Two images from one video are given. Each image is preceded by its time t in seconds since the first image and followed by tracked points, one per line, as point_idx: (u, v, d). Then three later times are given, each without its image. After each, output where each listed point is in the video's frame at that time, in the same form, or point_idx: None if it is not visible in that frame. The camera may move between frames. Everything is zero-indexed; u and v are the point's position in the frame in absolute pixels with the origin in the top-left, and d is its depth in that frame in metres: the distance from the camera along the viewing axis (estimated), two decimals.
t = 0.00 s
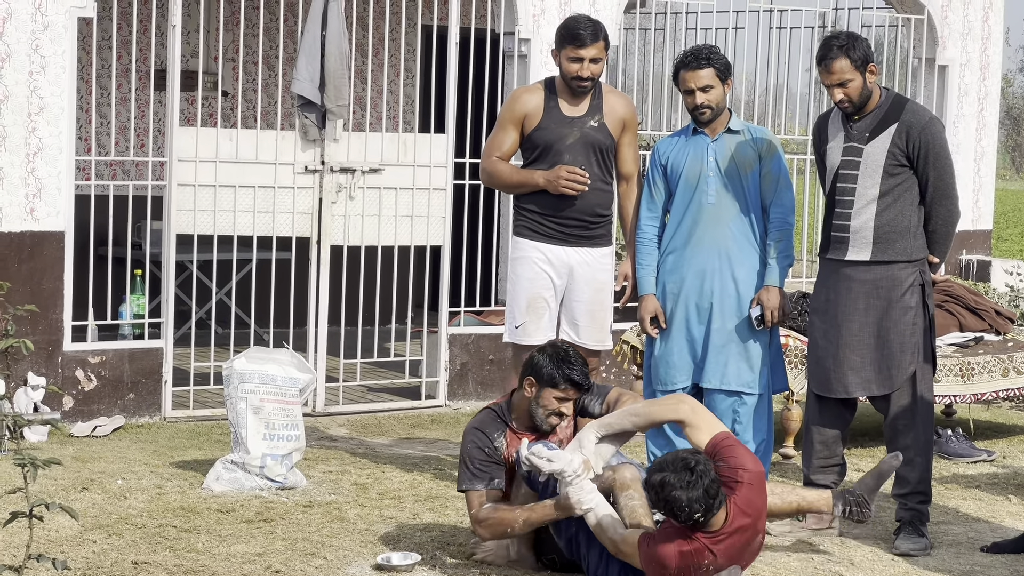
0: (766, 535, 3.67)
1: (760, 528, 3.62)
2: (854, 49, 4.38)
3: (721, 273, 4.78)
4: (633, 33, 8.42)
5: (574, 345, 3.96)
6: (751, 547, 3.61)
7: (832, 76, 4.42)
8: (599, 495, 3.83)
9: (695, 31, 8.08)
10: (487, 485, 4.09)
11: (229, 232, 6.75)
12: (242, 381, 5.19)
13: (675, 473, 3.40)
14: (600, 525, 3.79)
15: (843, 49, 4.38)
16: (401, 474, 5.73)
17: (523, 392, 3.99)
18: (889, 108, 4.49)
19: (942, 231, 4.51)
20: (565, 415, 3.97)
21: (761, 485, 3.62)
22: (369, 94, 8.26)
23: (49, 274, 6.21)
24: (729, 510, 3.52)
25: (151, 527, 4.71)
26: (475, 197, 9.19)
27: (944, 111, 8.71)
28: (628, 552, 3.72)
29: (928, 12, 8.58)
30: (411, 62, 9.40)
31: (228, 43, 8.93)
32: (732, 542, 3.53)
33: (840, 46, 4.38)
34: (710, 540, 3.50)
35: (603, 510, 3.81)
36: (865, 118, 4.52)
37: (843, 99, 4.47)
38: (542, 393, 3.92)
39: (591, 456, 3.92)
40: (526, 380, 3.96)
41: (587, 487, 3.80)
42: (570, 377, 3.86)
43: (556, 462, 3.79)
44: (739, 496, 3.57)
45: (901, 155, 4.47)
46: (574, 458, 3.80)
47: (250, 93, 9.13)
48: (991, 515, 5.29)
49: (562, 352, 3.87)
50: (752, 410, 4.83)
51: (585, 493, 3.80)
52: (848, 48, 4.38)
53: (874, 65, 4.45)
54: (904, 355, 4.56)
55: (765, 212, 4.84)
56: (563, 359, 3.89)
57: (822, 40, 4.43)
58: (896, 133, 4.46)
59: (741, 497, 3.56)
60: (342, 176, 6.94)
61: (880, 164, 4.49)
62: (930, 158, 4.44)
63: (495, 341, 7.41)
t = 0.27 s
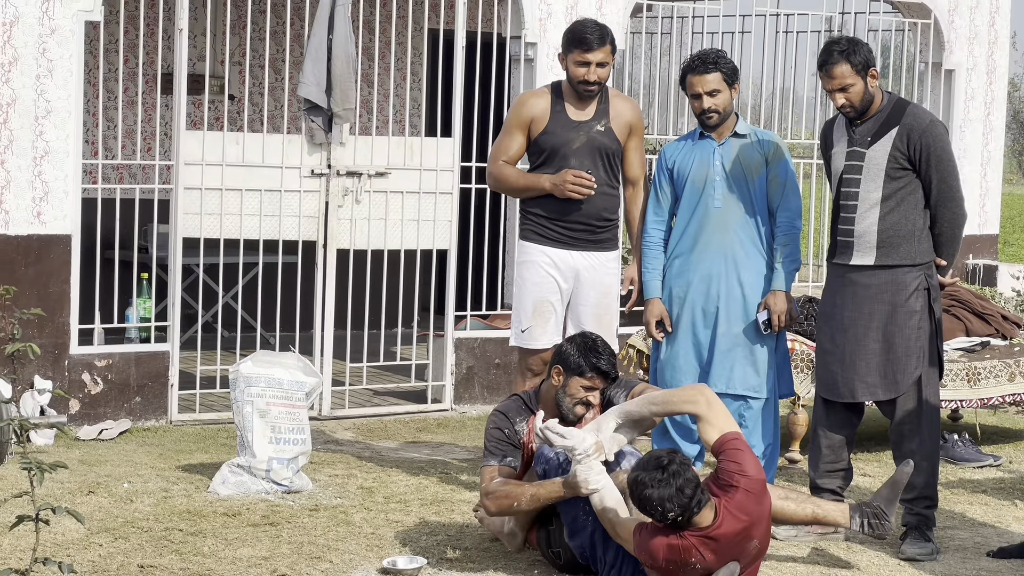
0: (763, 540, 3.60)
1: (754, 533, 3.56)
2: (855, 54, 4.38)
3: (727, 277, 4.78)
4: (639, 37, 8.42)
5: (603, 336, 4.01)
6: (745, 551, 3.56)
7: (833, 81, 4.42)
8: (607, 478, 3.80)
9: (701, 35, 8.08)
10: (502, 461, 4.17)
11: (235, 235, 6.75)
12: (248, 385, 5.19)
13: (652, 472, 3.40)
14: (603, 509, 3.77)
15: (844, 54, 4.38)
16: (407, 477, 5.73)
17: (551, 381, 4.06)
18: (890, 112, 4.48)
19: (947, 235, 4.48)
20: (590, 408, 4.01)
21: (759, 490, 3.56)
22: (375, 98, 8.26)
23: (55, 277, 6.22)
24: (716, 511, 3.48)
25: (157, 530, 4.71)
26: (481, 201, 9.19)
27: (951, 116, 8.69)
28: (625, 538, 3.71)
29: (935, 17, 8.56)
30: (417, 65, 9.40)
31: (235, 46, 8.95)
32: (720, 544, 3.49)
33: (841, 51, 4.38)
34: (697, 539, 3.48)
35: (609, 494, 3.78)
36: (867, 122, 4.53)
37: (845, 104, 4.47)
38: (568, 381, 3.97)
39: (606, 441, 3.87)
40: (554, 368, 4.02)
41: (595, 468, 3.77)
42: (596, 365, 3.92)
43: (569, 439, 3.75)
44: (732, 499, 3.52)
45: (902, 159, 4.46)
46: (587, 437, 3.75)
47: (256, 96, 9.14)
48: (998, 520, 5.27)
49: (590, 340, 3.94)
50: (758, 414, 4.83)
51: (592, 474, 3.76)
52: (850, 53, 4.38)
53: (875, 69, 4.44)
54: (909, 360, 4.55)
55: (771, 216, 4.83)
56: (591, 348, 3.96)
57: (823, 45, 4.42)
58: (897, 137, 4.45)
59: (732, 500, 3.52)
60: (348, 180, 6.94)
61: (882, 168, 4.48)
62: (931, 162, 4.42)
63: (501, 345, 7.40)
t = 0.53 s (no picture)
0: (755, 524, 3.55)
1: (743, 514, 3.52)
2: (857, 60, 4.36)
3: (736, 281, 4.76)
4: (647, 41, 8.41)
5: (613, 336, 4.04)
6: (733, 532, 3.52)
7: (834, 87, 4.41)
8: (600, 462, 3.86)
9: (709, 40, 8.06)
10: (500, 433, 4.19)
11: (243, 239, 6.75)
12: (256, 389, 5.19)
13: (632, 447, 3.44)
14: (593, 489, 3.84)
15: (844, 59, 4.36)
16: (414, 482, 5.72)
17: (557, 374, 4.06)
18: (890, 116, 4.48)
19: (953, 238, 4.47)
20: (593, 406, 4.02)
21: (748, 471, 3.53)
22: (383, 102, 8.26)
23: (63, 281, 6.23)
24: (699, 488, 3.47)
25: (164, 534, 4.71)
26: (489, 205, 9.19)
27: (959, 121, 8.67)
28: (611, 518, 3.79)
29: (944, 22, 8.54)
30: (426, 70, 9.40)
31: (243, 51, 8.96)
32: (704, 522, 3.47)
33: (842, 57, 4.37)
34: (681, 515, 3.46)
35: (601, 477, 3.85)
36: (868, 128, 4.53)
37: (846, 109, 4.46)
38: (574, 376, 3.98)
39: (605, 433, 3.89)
40: (562, 362, 4.03)
41: (589, 451, 3.81)
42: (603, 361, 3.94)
43: (566, 420, 3.78)
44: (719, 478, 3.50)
45: (902, 162, 4.45)
46: (583, 421, 3.79)
47: (265, 100, 9.15)
48: (1007, 526, 5.24)
49: (600, 339, 3.96)
50: (766, 418, 4.81)
51: (585, 457, 3.82)
52: (850, 58, 4.36)
53: (876, 74, 4.43)
54: (915, 363, 4.52)
55: (780, 220, 4.82)
56: (599, 346, 3.99)
57: (824, 51, 4.41)
58: (896, 140, 4.45)
59: (719, 479, 3.49)
60: (357, 184, 6.94)
61: (882, 171, 4.49)
62: (930, 163, 4.39)
63: (508, 350, 7.39)
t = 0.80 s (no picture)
0: (695, 467, 3.59)
1: (680, 457, 3.57)
2: (853, 65, 4.42)
3: (744, 284, 4.76)
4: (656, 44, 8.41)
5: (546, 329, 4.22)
6: (675, 477, 3.57)
7: (832, 92, 4.47)
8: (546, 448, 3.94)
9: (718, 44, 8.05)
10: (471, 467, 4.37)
11: (252, 241, 6.76)
12: (264, 391, 5.19)
13: (552, 403, 3.58)
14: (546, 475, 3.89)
15: (843, 65, 4.43)
16: (422, 484, 5.72)
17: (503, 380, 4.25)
18: (886, 120, 4.50)
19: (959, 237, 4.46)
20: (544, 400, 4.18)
21: (673, 414, 3.62)
22: (392, 104, 8.26)
23: (72, 283, 6.23)
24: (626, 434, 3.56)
25: (173, 535, 4.71)
26: (498, 208, 9.18)
27: (968, 125, 8.64)
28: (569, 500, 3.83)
29: (953, 26, 8.52)
30: (435, 72, 9.41)
31: (252, 52, 8.97)
32: (638, 469, 3.54)
33: (840, 62, 4.43)
34: (610, 465, 3.57)
35: (551, 462, 3.90)
36: (867, 133, 4.56)
37: (845, 115, 4.51)
38: (516, 376, 4.17)
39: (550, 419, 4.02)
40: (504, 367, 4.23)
41: (529, 441, 3.93)
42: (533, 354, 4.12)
43: (499, 420, 3.97)
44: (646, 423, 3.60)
45: (900, 164, 4.46)
46: (515, 415, 3.97)
47: (274, 102, 9.16)
48: (1015, 530, 5.22)
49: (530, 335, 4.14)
50: (773, 422, 4.80)
51: (528, 447, 3.92)
52: (848, 64, 4.42)
53: (875, 79, 4.48)
54: (922, 364, 4.51)
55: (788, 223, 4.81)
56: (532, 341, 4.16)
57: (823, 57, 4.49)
58: (891, 143, 4.47)
59: (644, 425, 3.58)
60: (365, 186, 6.94)
61: (881, 174, 4.51)
62: (925, 162, 4.40)
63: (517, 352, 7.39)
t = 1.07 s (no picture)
0: (608, 498, 3.43)
1: (587, 496, 3.42)
2: (854, 72, 4.45)
3: (754, 286, 4.77)
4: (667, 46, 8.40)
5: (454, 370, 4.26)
6: (587, 517, 3.42)
7: (833, 99, 4.50)
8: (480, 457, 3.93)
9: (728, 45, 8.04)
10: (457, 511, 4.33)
11: (263, 241, 6.76)
12: (275, 391, 5.21)
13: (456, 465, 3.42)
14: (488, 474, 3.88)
15: (844, 72, 4.46)
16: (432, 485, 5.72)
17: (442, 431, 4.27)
18: (886, 125, 4.52)
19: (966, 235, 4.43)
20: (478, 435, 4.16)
21: (572, 453, 3.45)
22: (404, 105, 8.26)
23: (83, 283, 6.25)
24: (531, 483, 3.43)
25: (183, 535, 4.72)
26: (508, 209, 9.18)
27: (980, 127, 8.61)
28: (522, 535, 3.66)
29: (965, 28, 8.49)
30: (446, 74, 9.42)
31: (263, 53, 8.99)
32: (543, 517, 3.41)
33: (841, 69, 4.46)
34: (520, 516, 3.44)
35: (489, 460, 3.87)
36: (870, 139, 4.58)
37: (846, 121, 4.53)
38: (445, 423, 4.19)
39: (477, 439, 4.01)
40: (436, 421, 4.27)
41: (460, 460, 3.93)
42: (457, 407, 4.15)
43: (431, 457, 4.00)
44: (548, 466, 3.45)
45: (901, 166, 4.47)
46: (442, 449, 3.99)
47: (285, 103, 9.18)
48: None
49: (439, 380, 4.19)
50: (784, 424, 4.78)
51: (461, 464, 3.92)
52: (849, 70, 4.46)
53: (877, 85, 4.50)
54: (931, 364, 4.49)
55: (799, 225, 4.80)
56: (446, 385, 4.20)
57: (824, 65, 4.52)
58: (891, 147, 4.48)
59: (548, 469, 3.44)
60: (376, 187, 6.94)
61: (885, 177, 4.51)
62: (927, 163, 4.40)
63: (527, 354, 7.38)
